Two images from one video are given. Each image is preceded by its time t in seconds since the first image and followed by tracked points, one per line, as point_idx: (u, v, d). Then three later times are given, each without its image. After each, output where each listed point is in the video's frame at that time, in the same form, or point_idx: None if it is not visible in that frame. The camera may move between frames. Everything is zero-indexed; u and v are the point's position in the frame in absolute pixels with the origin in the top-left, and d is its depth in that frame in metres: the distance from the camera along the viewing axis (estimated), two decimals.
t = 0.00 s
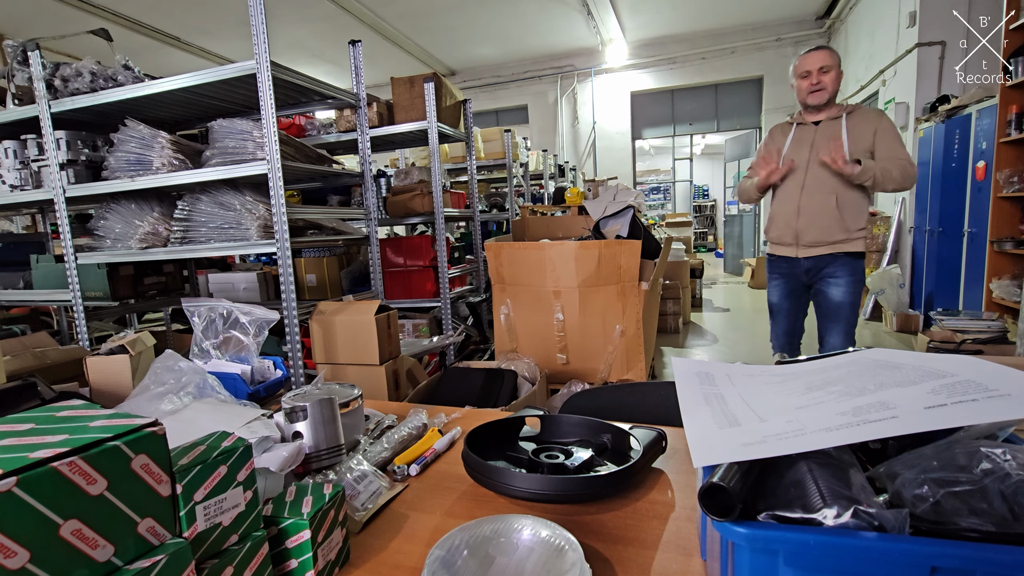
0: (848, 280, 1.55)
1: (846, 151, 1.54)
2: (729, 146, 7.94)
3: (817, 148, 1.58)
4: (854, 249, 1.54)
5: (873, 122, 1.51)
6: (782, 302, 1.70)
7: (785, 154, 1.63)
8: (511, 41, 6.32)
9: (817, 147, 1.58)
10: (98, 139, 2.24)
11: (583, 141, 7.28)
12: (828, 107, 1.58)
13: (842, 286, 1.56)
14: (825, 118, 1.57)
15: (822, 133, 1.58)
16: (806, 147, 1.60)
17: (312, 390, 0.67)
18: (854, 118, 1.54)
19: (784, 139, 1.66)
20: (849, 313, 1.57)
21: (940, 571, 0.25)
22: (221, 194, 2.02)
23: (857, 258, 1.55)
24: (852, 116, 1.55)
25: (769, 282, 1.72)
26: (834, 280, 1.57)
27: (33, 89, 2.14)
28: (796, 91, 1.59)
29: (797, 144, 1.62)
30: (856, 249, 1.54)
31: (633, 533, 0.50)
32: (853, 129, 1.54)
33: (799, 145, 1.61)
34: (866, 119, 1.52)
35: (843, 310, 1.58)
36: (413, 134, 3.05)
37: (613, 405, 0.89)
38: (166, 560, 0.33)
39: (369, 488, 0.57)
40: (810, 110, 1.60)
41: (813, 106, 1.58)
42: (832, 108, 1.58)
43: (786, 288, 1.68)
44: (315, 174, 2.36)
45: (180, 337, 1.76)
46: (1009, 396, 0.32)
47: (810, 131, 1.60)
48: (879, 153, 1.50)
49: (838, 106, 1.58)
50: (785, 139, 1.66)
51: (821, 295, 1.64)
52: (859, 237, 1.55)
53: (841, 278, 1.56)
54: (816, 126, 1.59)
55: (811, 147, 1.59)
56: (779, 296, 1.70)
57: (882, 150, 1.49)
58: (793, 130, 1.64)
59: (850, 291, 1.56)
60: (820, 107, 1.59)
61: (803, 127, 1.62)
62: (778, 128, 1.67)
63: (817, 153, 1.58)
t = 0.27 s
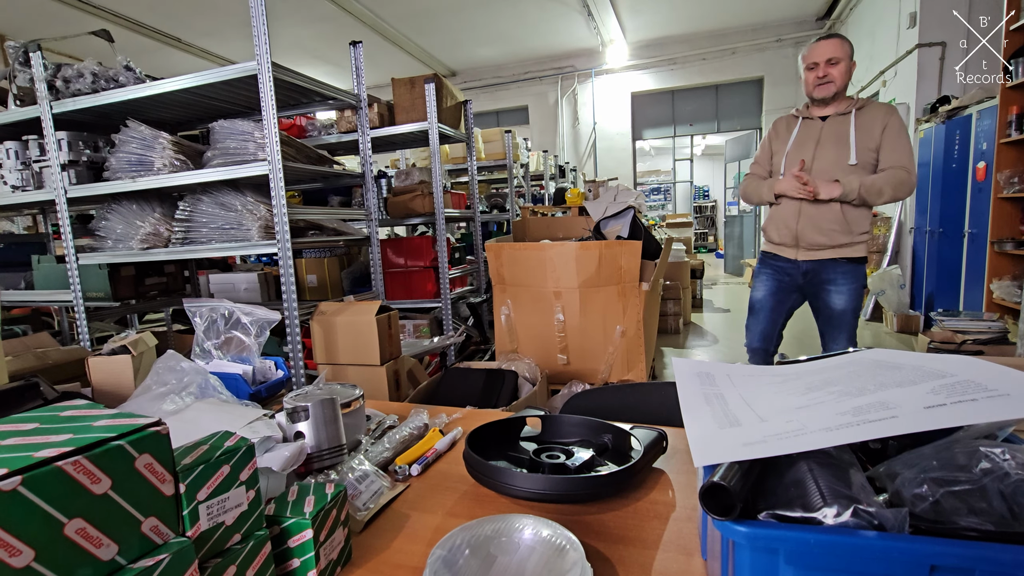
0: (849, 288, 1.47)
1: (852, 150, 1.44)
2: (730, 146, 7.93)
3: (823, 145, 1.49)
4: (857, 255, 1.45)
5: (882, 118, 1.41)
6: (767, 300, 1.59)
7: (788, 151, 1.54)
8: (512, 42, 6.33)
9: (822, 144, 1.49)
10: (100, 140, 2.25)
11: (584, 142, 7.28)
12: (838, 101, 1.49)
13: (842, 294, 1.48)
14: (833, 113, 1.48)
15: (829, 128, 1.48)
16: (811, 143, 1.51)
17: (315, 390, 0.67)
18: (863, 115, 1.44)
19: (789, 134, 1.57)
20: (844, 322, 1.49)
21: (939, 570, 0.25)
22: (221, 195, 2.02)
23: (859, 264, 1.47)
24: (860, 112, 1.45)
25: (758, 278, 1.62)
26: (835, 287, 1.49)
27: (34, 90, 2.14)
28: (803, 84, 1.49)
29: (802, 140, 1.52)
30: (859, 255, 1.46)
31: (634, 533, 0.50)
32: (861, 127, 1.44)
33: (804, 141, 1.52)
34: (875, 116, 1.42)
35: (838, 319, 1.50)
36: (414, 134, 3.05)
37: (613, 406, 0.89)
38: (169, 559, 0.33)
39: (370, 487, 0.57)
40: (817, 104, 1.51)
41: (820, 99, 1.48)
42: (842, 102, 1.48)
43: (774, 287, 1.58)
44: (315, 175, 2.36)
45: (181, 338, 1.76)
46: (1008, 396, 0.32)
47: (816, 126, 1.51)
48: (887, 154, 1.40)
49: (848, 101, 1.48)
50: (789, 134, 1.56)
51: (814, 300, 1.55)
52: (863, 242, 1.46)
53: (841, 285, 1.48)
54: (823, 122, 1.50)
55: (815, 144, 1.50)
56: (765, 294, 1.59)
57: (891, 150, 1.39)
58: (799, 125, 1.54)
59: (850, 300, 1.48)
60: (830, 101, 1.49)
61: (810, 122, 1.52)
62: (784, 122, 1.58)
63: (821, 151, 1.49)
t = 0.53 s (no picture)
0: (843, 297, 1.45)
1: (845, 154, 1.40)
2: (730, 147, 7.94)
3: (813, 149, 1.44)
4: (851, 263, 1.44)
5: (872, 119, 1.38)
6: (759, 311, 1.58)
7: (777, 155, 1.48)
8: (512, 43, 6.33)
9: (813, 148, 1.44)
10: (101, 141, 2.25)
11: (584, 143, 7.28)
12: (823, 101, 1.44)
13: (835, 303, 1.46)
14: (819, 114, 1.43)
15: (818, 131, 1.44)
16: (801, 147, 1.46)
17: (316, 390, 0.67)
18: (852, 116, 1.41)
19: (776, 136, 1.51)
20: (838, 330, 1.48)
21: (938, 570, 0.25)
22: (222, 196, 2.03)
23: (852, 272, 1.45)
24: (849, 113, 1.41)
25: (748, 290, 1.59)
26: (829, 297, 1.47)
27: (35, 91, 2.14)
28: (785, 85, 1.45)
29: (790, 143, 1.47)
30: (852, 264, 1.44)
31: (635, 533, 0.50)
32: (851, 129, 1.40)
33: (793, 145, 1.47)
34: (865, 117, 1.39)
35: (833, 328, 1.49)
36: (414, 135, 3.05)
37: (612, 407, 0.89)
38: (173, 558, 0.33)
39: (372, 488, 0.57)
40: (801, 105, 1.46)
41: (803, 100, 1.43)
42: (827, 101, 1.44)
43: (766, 298, 1.56)
44: (316, 176, 2.36)
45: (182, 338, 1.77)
46: (1009, 397, 0.32)
47: (805, 129, 1.46)
48: (879, 157, 1.37)
49: (833, 100, 1.43)
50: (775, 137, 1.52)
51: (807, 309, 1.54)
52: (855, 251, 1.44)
53: (836, 295, 1.46)
54: (812, 124, 1.45)
55: (806, 148, 1.45)
56: (757, 304, 1.58)
57: (882, 153, 1.37)
58: (785, 127, 1.49)
59: (845, 309, 1.46)
60: (814, 102, 1.45)
61: (798, 124, 1.47)
62: (768, 124, 1.52)
63: (812, 155, 1.44)
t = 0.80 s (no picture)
0: (827, 301, 1.39)
1: (813, 149, 1.35)
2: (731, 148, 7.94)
3: (780, 147, 1.39)
4: (833, 265, 1.38)
5: (837, 110, 1.34)
6: (740, 318, 1.51)
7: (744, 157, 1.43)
8: (513, 43, 6.33)
9: (780, 146, 1.39)
10: (102, 141, 2.25)
11: (585, 143, 7.28)
12: (783, 96, 1.39)
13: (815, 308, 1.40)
14: (780, 110, 1.38)
15: (782, 129, 1.38)
16: (767, 146, 1.40)
17: (316, 390, 0.67)
18: (814, 108, 1.36)
19: (739, 138, 1.45)
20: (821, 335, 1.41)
21: (939, 570, 0.25)
22: (223, 196, 2.03)
23: (834, 275, 1.40)
24: (811, 105, 1.37)
25: (727, 296, 1.53)
26: (812, 302, 1.41)
27: (36, 92, 2.15)
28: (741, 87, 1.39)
29: (756, 144, 1.42)
30: (834, 266, 1.38)
31: (635, 534, 0.50)
32: (817, 123, 1.36)
33: (759, 146, 1.41)
34: (828, 109, 1.34)
35: (818, 334, 1.43)
36: (415, 135, 3.05)
37: (613, 408, 0.89)
38: (174, 559, 0.33)
39: (373, 488, 0.57)
40: (760, 103, 1.41)
41: (760, 99, 1.38)
42: (787, 95, 1.39)
43: (747, 303, 1.50)
44: (317, 177, 2.36)
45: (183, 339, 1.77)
46: (1008, 398, 0.32)
47: (769, 127, 1.40)
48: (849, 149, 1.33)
49: (792, 94, 1.38)
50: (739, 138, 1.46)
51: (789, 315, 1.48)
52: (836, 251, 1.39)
53: (819, 299, 1.40)
54: (775, 122, 1.39)
55: (773, 147, 1.40)
56: (738, 311, 1.51)
57: (852, 144, 1.32)
58: (748, 128, 1.43)
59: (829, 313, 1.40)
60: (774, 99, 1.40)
61: (761, 122, 1.41)
62: (730, 127, 1.47)
63: (781, 153, 1.39)
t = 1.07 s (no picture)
0: (808, 300, 1.31)
1: (791, 138, 1.28)
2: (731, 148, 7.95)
3: (756, 138, 1.33)
4: (814, 260, 1.30)
5: (815, 99, 1.28)
6: (727, 325, 1.42)
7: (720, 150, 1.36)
8: (513, 44, 6.33)
9: (756, 136, 1.32)
10: (102, 142, 2.26)
11: (585, 143, 7.29)
12: (757, 88, 1.34)
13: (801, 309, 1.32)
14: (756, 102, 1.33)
15: (758, 120, 1.32)
16: (744, 138, 1.34)
17: (317, 391, 0.67)
18: (791, 97, 1.30)
19: (713, 130, 1.39)
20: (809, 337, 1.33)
21: (940, 570, 0.25)
22: (223, 196, 2.03)
23: (816, 271, 1.32)
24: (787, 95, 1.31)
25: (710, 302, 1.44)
26: (793, 299, 1.33)
27: (38, 92, 2.15)
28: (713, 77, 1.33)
29: (731, 136, 1.35)
30: (815, 261, 1.31)
31: (635, 534, 0.50)
32: (794, 112, 1.30)
33: (735, 138, 1.35)
34: (806, 98, 1.28)
35: (800, 336, 1.34)
36: (415, 136, 3.06)
37: (613, 408, 0.89)
38: (174, 559, 0.33)
39: (373, 489, 0.57)
40: (735, 95, 1.35)
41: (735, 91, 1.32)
42: (761, 87, 1.34)
43: (731, 308, 1.41)
44: (317, 177, 2.37)
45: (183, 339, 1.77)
46: (1008, 398, 0.32)
47: (745, 118, 1.34)
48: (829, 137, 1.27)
49: (768, 86, 1.33)
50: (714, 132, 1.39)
51: (773, 316, 1.40)
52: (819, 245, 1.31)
53: (800, 296, 1.32)
54: (751, 112, 1.33)
55: (749, 138, 1.33)
56: (723, 318, 1.43)
57: (832, 133, 1.26)
58: (722, 120, 1.37)
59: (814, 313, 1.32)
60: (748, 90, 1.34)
61: (736, 113, 1.35)
62: (703, 121, 1.40)
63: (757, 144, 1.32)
